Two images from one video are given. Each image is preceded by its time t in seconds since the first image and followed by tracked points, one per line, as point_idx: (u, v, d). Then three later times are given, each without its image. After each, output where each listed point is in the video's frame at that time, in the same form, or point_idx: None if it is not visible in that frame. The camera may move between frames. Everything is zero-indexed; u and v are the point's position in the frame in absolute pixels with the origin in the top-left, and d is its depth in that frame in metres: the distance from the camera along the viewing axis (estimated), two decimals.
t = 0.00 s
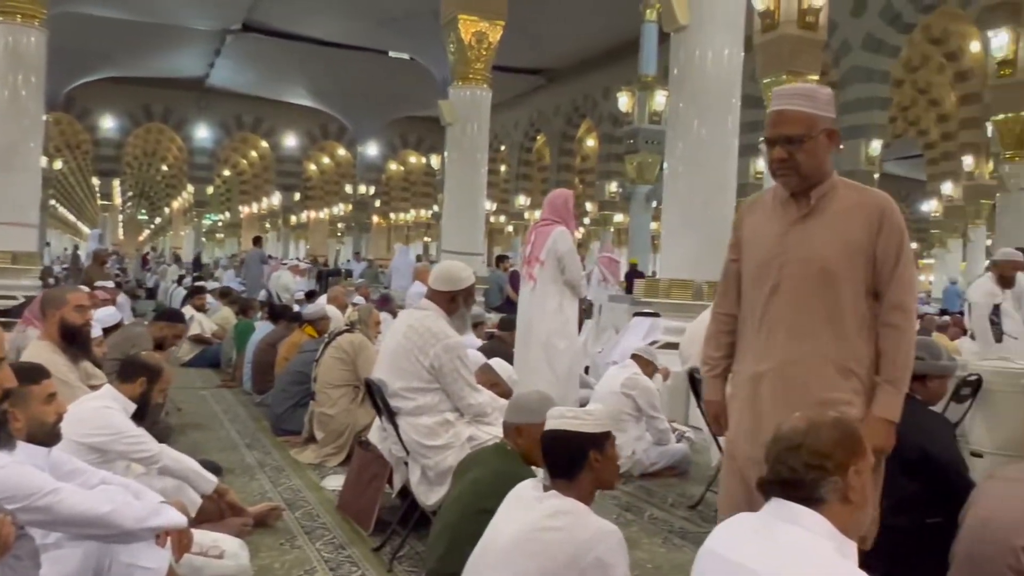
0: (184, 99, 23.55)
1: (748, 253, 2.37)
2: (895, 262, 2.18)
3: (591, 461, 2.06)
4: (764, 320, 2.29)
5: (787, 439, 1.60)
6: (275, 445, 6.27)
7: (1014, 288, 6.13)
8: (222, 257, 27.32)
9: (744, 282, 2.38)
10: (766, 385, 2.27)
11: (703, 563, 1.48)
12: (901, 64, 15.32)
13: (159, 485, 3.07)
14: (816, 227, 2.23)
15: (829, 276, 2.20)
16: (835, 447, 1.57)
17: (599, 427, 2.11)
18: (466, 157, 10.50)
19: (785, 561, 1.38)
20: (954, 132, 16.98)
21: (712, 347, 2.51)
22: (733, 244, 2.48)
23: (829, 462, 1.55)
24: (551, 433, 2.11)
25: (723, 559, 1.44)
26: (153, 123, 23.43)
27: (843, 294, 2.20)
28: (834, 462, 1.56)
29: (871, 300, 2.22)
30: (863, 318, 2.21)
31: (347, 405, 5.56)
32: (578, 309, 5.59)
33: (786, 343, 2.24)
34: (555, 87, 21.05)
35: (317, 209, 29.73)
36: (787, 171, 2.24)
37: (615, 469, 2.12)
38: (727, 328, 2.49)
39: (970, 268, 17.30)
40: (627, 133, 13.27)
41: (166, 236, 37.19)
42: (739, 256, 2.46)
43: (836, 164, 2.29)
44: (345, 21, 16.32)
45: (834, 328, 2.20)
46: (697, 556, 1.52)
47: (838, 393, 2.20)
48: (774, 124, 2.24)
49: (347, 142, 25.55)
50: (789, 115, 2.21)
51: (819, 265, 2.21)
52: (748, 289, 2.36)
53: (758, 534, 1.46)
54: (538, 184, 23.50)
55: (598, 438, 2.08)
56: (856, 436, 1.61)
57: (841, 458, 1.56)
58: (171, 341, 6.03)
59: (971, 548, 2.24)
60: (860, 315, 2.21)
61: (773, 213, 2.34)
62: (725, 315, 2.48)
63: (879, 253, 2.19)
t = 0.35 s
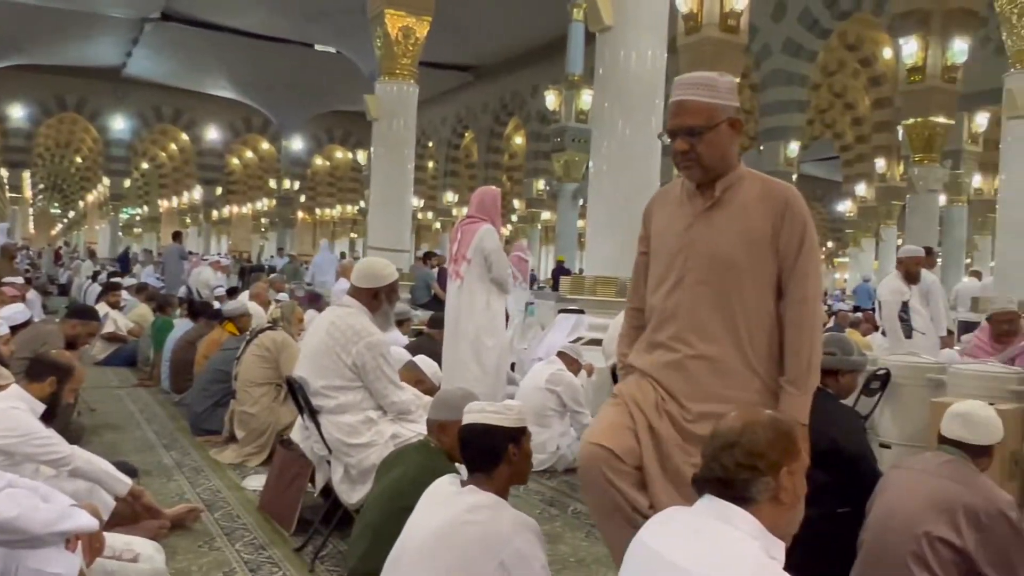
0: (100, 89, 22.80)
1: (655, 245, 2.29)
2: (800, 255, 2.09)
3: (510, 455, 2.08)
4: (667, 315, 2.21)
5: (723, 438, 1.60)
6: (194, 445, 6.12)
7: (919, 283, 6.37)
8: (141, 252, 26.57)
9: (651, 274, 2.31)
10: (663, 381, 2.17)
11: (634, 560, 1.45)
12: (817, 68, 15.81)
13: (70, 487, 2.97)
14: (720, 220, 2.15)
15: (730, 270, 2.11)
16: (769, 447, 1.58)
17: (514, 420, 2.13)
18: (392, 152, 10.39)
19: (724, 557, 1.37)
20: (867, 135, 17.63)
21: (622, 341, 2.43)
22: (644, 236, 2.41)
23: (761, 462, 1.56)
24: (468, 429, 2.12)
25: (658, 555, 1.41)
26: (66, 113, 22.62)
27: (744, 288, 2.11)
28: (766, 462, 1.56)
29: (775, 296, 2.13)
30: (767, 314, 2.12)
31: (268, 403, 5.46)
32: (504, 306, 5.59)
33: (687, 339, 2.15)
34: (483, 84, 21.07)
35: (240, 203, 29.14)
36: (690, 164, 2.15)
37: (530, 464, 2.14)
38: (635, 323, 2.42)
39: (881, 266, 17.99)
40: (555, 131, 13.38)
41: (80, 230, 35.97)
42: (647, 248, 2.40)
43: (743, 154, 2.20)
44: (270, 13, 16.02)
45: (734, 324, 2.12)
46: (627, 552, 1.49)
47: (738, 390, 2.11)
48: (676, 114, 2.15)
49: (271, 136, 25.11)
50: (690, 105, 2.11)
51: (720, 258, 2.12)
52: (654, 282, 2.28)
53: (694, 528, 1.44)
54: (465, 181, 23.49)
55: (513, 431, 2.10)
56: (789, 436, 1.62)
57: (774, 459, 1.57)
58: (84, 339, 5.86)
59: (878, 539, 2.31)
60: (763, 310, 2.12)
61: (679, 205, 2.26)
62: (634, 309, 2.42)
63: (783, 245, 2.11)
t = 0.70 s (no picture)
0: (15, 76, 21.93)
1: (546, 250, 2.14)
2: (699, 262, 1.98)
3: (438, 452, 2.07)
4: (559, 322, 2.05)
5: (663, 432, 1.61)
6: (115, 444, 5.94)
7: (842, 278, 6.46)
8: (59, 245, 25.66)
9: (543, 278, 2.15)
10: (556, 393, 2.02)
11: (575, 556, 1.45)
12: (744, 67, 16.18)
13: None
14: (618, 222, 2.01)
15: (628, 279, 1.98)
16: (710, 445, 1.58)
17: (445, 416, 2.13)
18: (321, 145, 10.24)
19: (658, 547, 1.39)
20: (791, 134, 18.08)
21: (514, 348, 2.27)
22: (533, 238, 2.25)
23: (702, 459, 1.56)
24: (400, 423, 2.12)
25: (600, 551, 1.42)
26: None
27: (641, 296, 1.98)
28: (706, 460, 1.56)
29: (672, 305, 2.01)
30: (666, 324, 2.00)
31: (194, 400, 5.34)
32: (436, 301, 5.55)
33: (579, 348, 2.00)
34: (414, 77, 20.94)
35: (164, 196, 28.40)
36: (583, 163, 2.00)
37: (460, 461, 2.13)
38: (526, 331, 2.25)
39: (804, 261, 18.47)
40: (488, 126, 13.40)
41: None
42: (537, 251, 2.23)
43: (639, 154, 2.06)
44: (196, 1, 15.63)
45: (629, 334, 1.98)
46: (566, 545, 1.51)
47: (634, 407, 1.98)
48: (567, 108, 2.00)
49: (197, 127, 24.52)
50: (583, 100, 1.97)
51: (616, 265, 1.98)
52: (544, 285, 2.12)
53: (630, 521, 1.47)
54: (397, 175, 23.32)
55: (442, 427, 2.10)
56: (731, 434, 1.61)
57: (713, 456, 1.57)
58: None
59: (799, 526, 2.39)
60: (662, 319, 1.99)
61: (572, 207, 2.11)
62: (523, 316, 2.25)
63: (683, 254, 1.99)
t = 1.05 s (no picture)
0: None
1: (350, 248, 1.83)
2: (514, 235, 1.72)
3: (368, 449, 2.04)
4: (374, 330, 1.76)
5: (592, 425, 1.62)
6: (30, 442, 5.73)
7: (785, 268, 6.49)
8: None
9: (352, 282, 1.84)
10: (378, 412, 1.72)
11: (507, 549, 1.45)
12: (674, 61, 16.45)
13: None
14: (416, 207, 1.72)
15: (441, 268, 1.69)
16: (639, 436, 1.60)
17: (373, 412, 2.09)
18: (248, 133, 10.03)
19: (589, 539, 1.40)
20: (719, 127, 18.43)
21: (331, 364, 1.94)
22: (336, 239, 1.93)
23: (630, 450, 1.58)
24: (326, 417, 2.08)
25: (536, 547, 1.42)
26: None
27: (454, 285, 1.70)
28: (636, 451, 1.58)
29: (496, 284, 1.75)
30: (491, 307, 1.73)
31: (113, 395, 5.17)
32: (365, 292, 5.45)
33: (396, 355, 1.71)
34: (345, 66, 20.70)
35: (85, 184, 27.52)
36: (360, 144, 1.70)
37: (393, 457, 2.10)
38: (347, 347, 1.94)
39: (732, 252, 18.89)
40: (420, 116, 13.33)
41: None
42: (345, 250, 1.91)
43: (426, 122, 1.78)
44: None
45: (447, 329, 1.70)
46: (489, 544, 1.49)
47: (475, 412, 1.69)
48: (330, 93, 1.69)
49: (118, 113, 23.82)
50: (342, 78, 1.66)
51: (424, 255, 1.70)
52: (356, 290, 1.82)
53: (557, 514, 1.46)
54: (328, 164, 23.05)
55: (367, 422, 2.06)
56: (658, 425, 1.63)
57: (642, 448, 1.59)
58: None
59: (724, 511, 2.45)
60: (485, 305, 1.72)
61: (369, 195, 1.82)
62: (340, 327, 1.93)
63: (495, 225, 1.72)
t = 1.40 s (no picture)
0: None
1: (202, 204, 1.72)
2: (360, 198, 1.60)
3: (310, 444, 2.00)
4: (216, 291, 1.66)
5: (523, 412, 1.63)
6: None
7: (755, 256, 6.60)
8: None
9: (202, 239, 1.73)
10: (214, 379, 1.63)
11: (446, 537, 1.45)
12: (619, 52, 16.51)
13: None
14: (263, 162, 1.61)
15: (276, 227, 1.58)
16: (569, 422, 1.61)
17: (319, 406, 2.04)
18: (186, 120, 9.82)
19: (536, 523, 1.40)
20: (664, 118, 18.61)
21: (191, 326, 1.87)
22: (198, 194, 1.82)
23: (562, 435, 1.59)
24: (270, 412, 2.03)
25: (474, 535, 1.42)
26: None
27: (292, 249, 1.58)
28: (567, 436, 1.59)
29: (343, 251, 1.63)
30: (333, 276, 1.61)
31: (46, 390, 5.03)
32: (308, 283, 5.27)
33: (230, 318, 1.61)
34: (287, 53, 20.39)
35: (17, 172, 26.69)
36: (204, 92, 1.59)
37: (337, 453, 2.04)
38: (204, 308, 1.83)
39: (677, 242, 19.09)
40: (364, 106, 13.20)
41: None
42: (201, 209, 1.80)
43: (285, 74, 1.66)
44: None
45: (278, 298, 1.58)
46: (435, 537, 1.48)
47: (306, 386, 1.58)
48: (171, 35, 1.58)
49: (52, 100, 23.15)
50: (178, 17, 1.55)
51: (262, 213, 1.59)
52: (204, 247, 1.71)
53: (499, 502, 1.46)
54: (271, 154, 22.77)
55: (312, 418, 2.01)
56: (587, 410, 1.65)
57: (573, 433, 1.60)
58: None
59: (668, 496, 2.47)
60: (324, 276, 1.60)
61: (223, 149, 1.71)
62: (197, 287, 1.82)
63: (342, 189, 1.60)
